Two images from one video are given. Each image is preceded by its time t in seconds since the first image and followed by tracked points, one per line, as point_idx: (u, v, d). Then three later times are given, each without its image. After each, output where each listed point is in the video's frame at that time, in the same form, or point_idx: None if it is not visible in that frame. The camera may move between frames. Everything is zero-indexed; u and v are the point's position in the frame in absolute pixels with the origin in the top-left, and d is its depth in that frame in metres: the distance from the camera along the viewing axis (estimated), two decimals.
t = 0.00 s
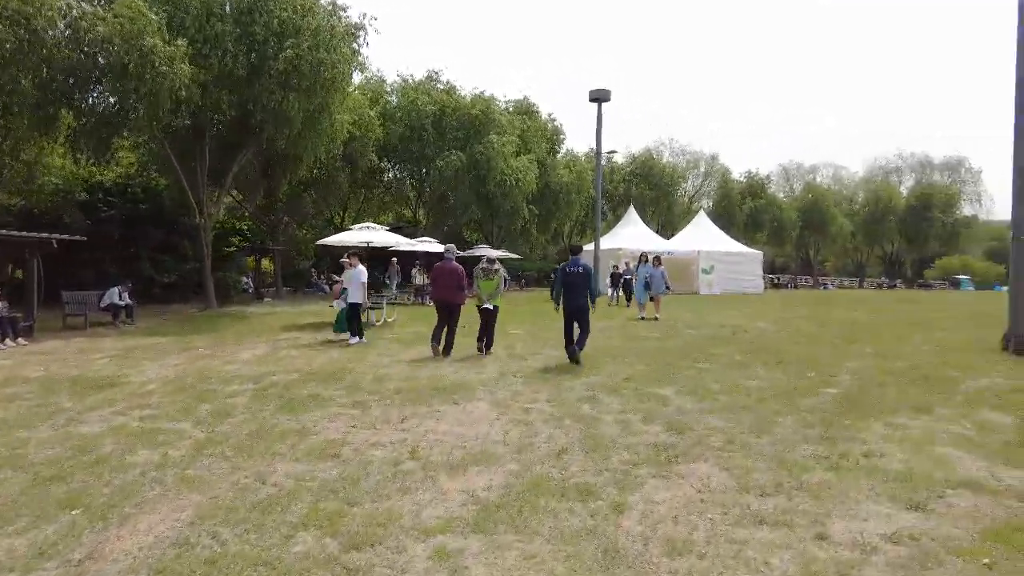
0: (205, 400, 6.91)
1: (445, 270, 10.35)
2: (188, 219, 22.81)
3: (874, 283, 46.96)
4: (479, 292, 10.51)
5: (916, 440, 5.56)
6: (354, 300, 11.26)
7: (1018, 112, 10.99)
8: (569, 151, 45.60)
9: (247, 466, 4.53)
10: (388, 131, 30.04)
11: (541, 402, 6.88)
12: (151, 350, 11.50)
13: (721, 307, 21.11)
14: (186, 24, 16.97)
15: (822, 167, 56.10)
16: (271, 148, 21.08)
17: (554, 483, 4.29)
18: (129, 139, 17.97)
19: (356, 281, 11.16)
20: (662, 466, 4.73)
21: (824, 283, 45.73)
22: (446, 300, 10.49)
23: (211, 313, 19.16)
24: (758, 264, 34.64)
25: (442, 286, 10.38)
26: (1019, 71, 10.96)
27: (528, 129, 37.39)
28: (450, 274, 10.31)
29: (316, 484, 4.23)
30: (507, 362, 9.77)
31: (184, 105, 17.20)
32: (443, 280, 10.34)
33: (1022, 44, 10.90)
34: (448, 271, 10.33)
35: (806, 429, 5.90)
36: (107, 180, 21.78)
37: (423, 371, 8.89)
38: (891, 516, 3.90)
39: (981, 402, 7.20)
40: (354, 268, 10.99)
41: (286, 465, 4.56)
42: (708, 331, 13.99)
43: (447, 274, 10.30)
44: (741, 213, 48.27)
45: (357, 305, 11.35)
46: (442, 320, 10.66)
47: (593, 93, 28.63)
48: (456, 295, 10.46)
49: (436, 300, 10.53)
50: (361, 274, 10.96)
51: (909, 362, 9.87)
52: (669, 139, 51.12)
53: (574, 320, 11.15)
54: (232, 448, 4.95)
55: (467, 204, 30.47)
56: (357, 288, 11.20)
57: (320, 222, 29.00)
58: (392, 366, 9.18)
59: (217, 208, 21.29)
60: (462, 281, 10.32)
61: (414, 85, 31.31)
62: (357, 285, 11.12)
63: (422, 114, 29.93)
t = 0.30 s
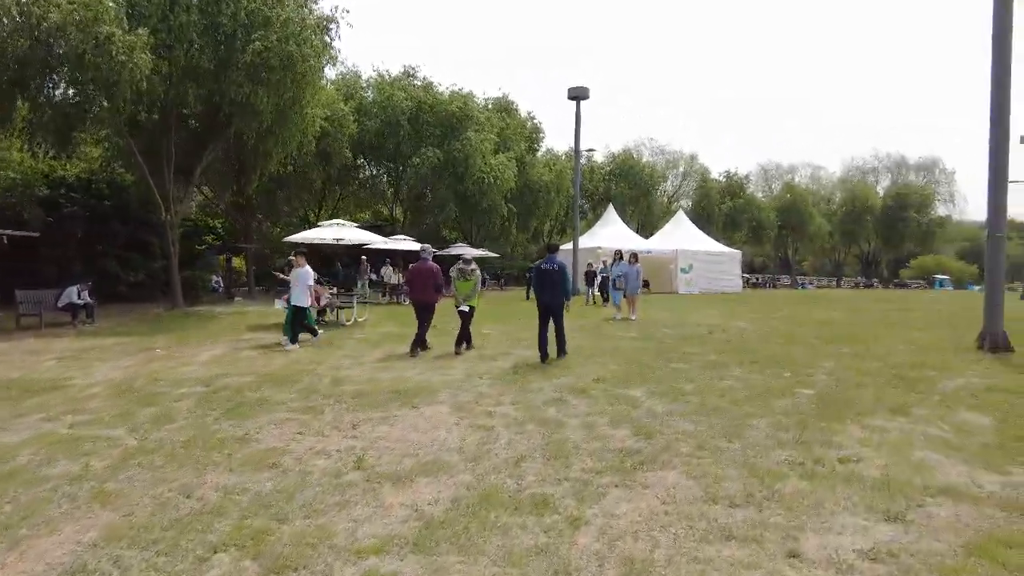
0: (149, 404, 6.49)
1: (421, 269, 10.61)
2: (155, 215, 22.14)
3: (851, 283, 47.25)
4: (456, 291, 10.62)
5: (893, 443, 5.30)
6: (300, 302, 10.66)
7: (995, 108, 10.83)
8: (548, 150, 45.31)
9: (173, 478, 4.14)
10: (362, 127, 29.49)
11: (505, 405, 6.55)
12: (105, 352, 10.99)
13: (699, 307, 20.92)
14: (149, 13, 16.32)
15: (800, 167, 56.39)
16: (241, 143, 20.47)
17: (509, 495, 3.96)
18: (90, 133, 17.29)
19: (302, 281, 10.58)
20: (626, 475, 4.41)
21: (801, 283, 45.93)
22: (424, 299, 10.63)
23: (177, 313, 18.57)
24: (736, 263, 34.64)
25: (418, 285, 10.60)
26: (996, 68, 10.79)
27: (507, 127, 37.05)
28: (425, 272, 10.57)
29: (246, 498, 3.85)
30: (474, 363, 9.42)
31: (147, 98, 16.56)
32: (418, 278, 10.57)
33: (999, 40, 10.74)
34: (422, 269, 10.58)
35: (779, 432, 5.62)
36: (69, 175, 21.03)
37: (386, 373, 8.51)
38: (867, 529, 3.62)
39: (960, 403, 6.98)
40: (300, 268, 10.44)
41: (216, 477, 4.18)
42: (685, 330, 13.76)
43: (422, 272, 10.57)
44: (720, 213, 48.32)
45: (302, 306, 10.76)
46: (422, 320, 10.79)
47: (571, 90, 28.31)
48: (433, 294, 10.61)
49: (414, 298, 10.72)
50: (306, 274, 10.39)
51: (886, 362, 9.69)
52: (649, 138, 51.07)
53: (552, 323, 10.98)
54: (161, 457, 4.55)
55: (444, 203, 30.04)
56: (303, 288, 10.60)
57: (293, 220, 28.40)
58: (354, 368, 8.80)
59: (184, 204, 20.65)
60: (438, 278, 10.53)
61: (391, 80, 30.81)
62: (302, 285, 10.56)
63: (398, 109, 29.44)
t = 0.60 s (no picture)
0: (78, 417, 6.03)
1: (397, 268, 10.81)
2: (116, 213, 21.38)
3: (825, 283, 47.65)
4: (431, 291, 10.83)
5: (863, 456, 5.06)
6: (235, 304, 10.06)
7: (966, 110, 10.72)
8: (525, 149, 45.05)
9: (81, 506, 3.73)
10: (334, 124, 28.93)
11: (463, 416, 6.21)
12: (49, 357, 10.43)
13: (672, 308, 20.76)
14: (105, 4, 15.58)
15: (775, 169, 56.80)
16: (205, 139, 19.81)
17: (451, 524, 3.62)
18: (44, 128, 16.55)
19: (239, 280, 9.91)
20: (581, 497, 4.09)
21: (776, 283, 46.18)
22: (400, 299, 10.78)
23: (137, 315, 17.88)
24: (710, 264, 34.71)
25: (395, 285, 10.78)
26: (967, 70, 10.68)
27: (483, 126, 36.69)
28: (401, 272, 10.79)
29: (157, 529, 3.46)
30: (438, 369, 9.07)
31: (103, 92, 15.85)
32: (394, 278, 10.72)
33: (971, 41, 10.63)
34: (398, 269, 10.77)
35: (748, 445, 5.33)
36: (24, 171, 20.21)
37: (342, 381, 8.14)
38: (837, 558, 3.33)
39: (933, 411, 6.78)
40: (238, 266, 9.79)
41: (128, 504, 3.78)
42: (656, 333, 13.53)
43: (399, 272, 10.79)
44: (695, 214, 48.45)
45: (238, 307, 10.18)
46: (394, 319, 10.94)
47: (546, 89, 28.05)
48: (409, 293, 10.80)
49: (387, 299, 10.89)
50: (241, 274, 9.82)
51: (858, 367, 9.52)
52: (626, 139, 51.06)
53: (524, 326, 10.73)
54: (73, 480, 4.14)
55: (418, 202, 29.55)
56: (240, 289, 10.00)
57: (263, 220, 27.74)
58: (310, 375, 8.39)
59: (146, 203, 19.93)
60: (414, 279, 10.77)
61: (364, 77, 30.30)
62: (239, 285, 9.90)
63: (371, 107, 28.94)
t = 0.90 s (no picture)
0: None
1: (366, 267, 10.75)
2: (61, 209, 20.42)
3: (791, 283, 48.15)
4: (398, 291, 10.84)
5: (822, 459, 4.83)
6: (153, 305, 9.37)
7: (926, 108, 10.67)
8: (493, 149, 44.71)
9: None
10: (295, 120, 28.26)
11: (407, 420, 5.85)
12: None
13: (638, 308, 20.60)
14: None
15: (741, 170, 57.33)
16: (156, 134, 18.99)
17: (372, 544, 3.26)
18: None
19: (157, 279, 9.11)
20: (519, 509, 3.77)
21: (743, 283, 46.56)
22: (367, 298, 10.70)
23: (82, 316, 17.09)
24: (677, 264, 34.83)
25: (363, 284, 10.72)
26: (927, 68, 10.64)
27: (451, 124, 36.20)
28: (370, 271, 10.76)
29: (30, 559, 3.05)
30: (390, 371, 8.69)
31: (41, 80, 15.00)
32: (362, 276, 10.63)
33: (930, 39, 10.59)
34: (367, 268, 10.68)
35: (703, 449, 5.06)
36: None
37: (286, 385, 7.70)
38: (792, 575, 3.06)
39: (894, 411, 6.61)
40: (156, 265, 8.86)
41: (5, 527, 3.37)
42: (620, 333, 13.32)
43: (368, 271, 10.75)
44: (663, 215, 48.59)
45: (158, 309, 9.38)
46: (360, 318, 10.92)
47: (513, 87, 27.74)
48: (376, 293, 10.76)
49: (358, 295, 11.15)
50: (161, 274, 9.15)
51: (819, 366, 9.38)
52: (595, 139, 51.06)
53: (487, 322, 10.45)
54: None
55: (382, 200, 28.95)
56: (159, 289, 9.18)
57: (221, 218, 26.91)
58: (251, 379, 7.95)
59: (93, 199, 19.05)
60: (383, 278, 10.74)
61: (327, 72, 29.62)
62: (158, 286, 9.05)
63: (333, 102, 28.27)
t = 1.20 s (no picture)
0: None
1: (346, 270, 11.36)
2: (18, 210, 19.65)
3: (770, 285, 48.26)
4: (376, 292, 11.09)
5: (795, 476, 4.54)
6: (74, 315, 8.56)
7: (902, 110, 10.49)
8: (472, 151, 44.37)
9: None
10: (267, 119, 27.65)
11: (359, 435, 5.49)
12: None
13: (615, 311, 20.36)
14: None
15: (720, 172, 57.50)
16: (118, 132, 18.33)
17: None
18: None
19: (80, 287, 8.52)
20: (464, 541, 3.43)
21: (723, 285, 46.66)
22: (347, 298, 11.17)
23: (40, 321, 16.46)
24: (656, 266, 34.74)
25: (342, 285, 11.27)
26: (902, 68, 10.46)
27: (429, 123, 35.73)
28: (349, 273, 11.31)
29: None
30: (352, 380, 8.31)
31: None
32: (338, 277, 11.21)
33: (906, 40, 10.41)
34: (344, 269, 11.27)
35: (670, 466, 4.75)
36: None
37: (237, 396, 7.29)
38: None
39: (871, 420, 6.35)
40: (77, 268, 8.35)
41: None
42: (594, 337, 13.07)
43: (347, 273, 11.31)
44: (643, 217, 48.50)
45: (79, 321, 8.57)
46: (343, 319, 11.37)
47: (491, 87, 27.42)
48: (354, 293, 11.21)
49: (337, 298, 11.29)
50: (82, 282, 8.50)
51: (795, 371, 9.17)
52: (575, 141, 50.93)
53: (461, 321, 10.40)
54: None
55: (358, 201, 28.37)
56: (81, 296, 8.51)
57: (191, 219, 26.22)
58: (202, 390, 7.54)
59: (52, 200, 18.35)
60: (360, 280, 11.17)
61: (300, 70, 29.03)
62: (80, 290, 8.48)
63: (307, 101, 27.68)
